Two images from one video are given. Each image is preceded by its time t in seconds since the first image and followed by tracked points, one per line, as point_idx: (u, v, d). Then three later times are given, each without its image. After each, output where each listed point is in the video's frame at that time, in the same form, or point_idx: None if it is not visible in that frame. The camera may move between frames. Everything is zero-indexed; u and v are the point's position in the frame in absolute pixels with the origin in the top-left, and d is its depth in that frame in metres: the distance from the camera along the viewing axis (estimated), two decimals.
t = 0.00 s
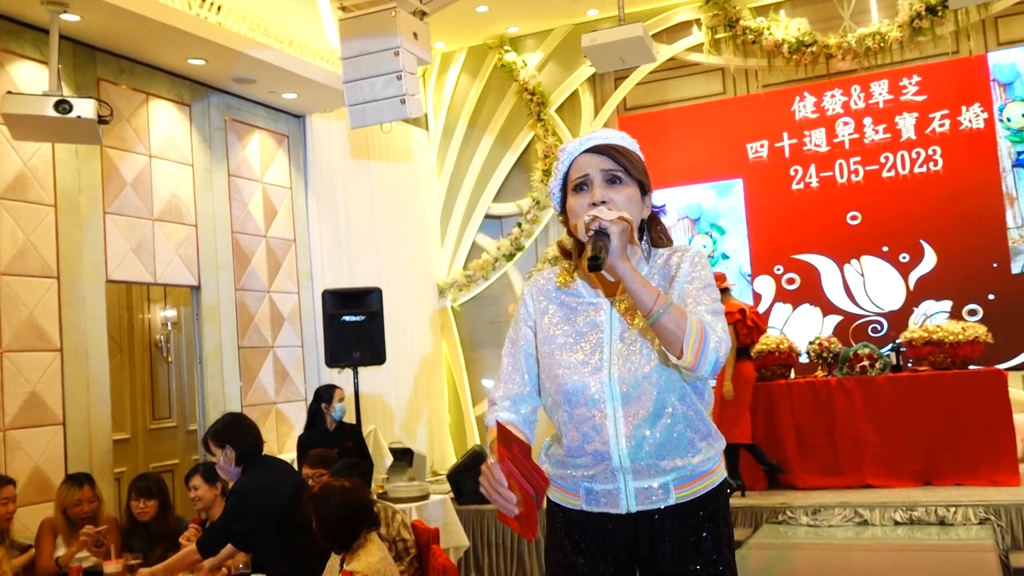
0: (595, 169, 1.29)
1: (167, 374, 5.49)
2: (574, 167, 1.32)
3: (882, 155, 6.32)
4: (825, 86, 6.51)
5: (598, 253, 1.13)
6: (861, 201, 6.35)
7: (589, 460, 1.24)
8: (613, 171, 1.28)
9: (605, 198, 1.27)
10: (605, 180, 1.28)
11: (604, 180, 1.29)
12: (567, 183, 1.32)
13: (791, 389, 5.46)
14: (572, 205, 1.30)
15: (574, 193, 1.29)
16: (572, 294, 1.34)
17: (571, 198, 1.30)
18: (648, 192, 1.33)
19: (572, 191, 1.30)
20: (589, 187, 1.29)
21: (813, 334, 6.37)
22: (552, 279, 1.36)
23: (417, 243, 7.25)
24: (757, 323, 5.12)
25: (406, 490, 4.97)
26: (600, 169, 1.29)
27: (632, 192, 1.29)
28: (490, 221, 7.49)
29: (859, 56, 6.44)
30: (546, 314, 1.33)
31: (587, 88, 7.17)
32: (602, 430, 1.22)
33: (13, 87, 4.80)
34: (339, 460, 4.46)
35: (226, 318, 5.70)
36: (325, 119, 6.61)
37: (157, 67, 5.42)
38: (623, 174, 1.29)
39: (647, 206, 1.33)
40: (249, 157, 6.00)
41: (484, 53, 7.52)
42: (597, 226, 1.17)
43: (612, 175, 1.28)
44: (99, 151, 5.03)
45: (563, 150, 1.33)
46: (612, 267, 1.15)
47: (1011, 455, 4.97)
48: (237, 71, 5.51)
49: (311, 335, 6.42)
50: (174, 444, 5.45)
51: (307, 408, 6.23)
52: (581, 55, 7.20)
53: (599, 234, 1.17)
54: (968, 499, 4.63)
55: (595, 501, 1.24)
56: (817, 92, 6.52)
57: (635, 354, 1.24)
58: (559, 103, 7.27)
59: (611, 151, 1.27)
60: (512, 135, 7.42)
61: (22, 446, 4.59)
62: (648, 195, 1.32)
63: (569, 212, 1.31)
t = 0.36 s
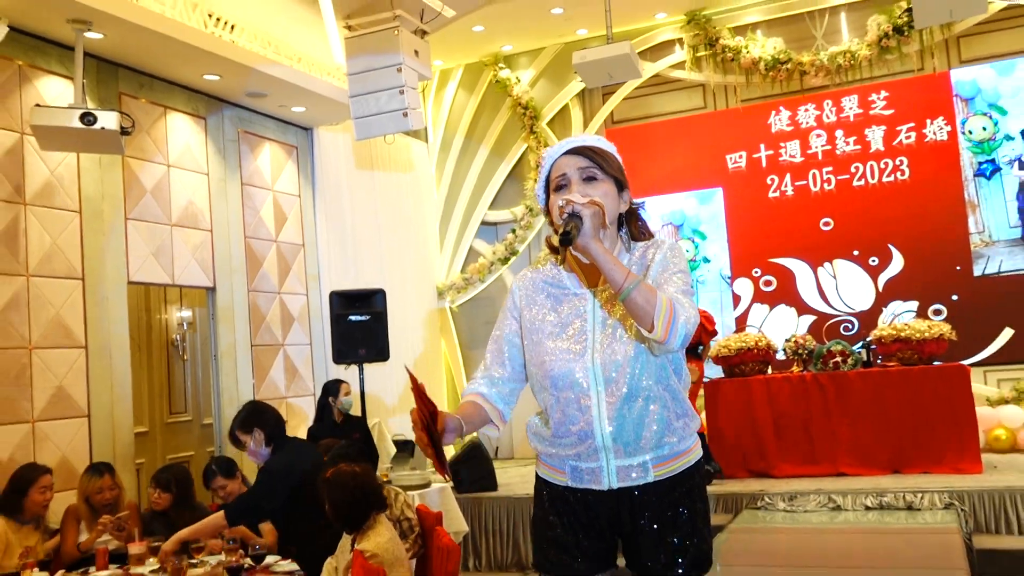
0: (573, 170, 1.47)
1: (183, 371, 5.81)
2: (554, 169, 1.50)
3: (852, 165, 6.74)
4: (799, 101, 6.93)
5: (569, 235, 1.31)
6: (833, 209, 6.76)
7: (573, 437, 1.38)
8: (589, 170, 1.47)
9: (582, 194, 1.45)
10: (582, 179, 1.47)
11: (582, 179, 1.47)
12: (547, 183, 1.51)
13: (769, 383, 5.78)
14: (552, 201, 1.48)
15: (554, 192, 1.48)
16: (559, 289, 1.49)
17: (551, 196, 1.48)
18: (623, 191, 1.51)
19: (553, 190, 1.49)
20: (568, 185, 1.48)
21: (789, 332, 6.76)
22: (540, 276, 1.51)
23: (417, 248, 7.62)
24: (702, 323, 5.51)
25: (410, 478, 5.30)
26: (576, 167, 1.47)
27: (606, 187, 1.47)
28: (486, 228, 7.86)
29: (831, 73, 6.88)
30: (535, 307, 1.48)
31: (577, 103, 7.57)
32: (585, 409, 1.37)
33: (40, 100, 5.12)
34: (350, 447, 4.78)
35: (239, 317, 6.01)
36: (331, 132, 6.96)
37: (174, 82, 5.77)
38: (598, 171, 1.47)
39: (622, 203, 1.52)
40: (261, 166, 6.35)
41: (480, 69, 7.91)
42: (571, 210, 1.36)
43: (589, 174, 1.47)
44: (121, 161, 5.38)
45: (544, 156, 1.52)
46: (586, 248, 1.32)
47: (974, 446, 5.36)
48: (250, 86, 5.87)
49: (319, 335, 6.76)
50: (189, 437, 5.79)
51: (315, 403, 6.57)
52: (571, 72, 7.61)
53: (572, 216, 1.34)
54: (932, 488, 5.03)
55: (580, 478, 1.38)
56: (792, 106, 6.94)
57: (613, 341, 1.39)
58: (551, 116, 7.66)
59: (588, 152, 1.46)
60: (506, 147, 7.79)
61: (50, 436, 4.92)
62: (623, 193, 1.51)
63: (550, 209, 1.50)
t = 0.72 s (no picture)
0: (546, 174, 1.59)
1: (201, 361, 6.26)
2: (528, 173, 1.63)
3: (829, 179, 7.20)
4: (781, 118, 7.39)
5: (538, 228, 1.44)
6: (811, 219, 7.23)
7: (543, 413, 1.52)
8: (560, 175, 1.59)
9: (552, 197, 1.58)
10: (554, 182, 1.59)
11: (554, 182, 1.59)
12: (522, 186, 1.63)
13: (748, 379, 6.22)
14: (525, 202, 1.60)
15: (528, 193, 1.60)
16: (532, 281, 1.63)
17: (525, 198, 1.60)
18: (590, 195, 1.64)
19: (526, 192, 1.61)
20: (541, 188, 1.60)
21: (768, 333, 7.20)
22: (514, 270, 1.66)
23: (421, 249, 8.03)
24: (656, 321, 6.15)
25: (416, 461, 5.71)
26: (549, 172, 1.60)
27: (572, 192, 1.60)
28: (486, 230, 8.34)
29: (811, 92, 7.35)
30: (507, 299, 1.62)
31: (574, 115, 8.02)
32: (553, 388, 1.52)
33: (77, 104, 5.49)
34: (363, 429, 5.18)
35: (256, 309, 6.36)
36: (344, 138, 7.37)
37: (200, 89, 6.17)
38: (568, 176, 1.60)
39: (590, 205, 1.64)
40: (279, 169, 6.76)
41: (483, 82, 8.36)
42: (541, 209, 1.47)
43: (561, 179, 1.59)
44: (150, 162, 5.77)
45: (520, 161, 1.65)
46: (555, 241, 1.45)
47: (939, 441, 5.75)
48: (270, 94, 6.27)
49: (331, 328, 7.16)
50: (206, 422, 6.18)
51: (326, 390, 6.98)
52: (569, 86, 8.08)
53: (543, 212, 1.46)
54: (899, 477, 5.46)
55: (550, 451, 1.52)
56: (774, 122, 7.40)
57: (578, 327, 1.53)
58: (549, 127, 8.12)
59: (559, 158, 1.59)
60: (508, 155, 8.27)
61: (82, 417, 5.29)
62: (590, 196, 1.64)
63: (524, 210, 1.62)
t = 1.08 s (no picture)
0: (534, 180, 1.68)
1: (233, 356, 6.67)
2: (518, 177, 1.71)
3: (821, 182, 7.63)
4: (774, 125, 7.82)
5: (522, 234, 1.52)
6: (803, 219, 7.65)
7: (535, 404, 1.61)
8: (548, 179, 1.68)
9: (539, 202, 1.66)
10: (541, 188, 1.67)
11: (541, 187, 1.68)
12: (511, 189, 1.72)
13: (745, 370, 6.62)
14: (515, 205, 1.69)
15: (517, 197, 1.68)
16: (521, 281, 1.71)
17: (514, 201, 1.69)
18: (574, 198, 1.72)
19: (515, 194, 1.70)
20: (529, 193, 1.68)
21: (763, 327, 7.61)
22: (504, 273, 1.74)
23: (436, 249, 8.47)
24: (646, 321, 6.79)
25: (435, 448, 6.11)
26: (537, 178, 1.68)
27: (556, 196, 1.67)
28: (498, 233, 8.81)
29: (803, 100, 7.76)
30: (496, 300, 1.71)
31: (580, 124, 8.43)
32: (544, 379, 1.60)
33: (118, 117, 5.91)
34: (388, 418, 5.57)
35: (285, 309, 6.82)
36: (364, 147, 7.79)
37: (232, 102, 6.60)
38: (555, 181, 1.68)
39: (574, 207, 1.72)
40: (304, 177, 7.18)
41: (494, 93, 8.82)
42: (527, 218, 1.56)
43: (547, 183, 1.68)
44: (186, 171, 6.20)
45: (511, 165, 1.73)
46: (538, 243, 1.54)
47: (925, 427, 6.09)
48: (296, 106, 6.70)
49: (352, 325, 7.61)
50: (237, 413, 6.61)
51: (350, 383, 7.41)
52: (574, 96, 8.51)
53: (526, 220, 1.56)
54: (888, 461, 5.82)
55: (545, 436, 1.60)
56: (768, 129, 7.84)
57: (564, 320, 1.61)
58: (556, 135, 8.51)
59: (546, 164, 1.67)
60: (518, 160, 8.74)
61: (125, 408, 5.71)
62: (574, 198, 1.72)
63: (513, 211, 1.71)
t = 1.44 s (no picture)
0: (570, 167, 1.74)
1: (271, 336, 7.05)
2: (550, 164, 1.77)
3: (825, 168, 8.00)
4: (780, 114, 8.20)
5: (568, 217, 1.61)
6: (809, 204, 8.02)
7: (565, 375, 1.69)
8: (582, 169, 1.75)
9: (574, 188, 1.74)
10: (577, 175, 1.74)
11: (576, 174, 1.74)
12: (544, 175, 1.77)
13: (753, 347, 6.98)
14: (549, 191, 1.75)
15: (552, 183, 1.75)
16: (549, 260, 1.79)
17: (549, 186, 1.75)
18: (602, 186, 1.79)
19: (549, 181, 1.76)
20: (564, 180, 1.75)
21: (769, 306, 8.00)
22: (536, 252, 1.81)
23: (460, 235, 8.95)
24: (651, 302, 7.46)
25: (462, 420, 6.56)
26: (570, 166, 1.74)
27: (588, 185, 1.74)
28: (518, 220, 9.26)
29: (808, 91, 8.13)
30: (527, 279, 1.78)
31: (594, 115, 8.87)
32: (575, 352, 1.68)
33: (165, 112, 6.36)
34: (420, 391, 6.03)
35: (321, 291, 7.40)
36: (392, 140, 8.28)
37: (270, 98, 7.06)
38: (588, 170, 1.76)
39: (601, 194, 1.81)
40: (337, 167, 7.63)
41: (514, 86, 9.21)
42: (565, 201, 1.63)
43: (580, 172, 1.75)
44: (228, 163, 6.65)
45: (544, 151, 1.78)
46: (578, 227, 1.61)
47: (924, 400, 6.49)
48: (328, 101, 7.14)
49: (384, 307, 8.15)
50: (277, 389, 7.04)
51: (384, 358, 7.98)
52: (590, 89, 8.93)
53: (569, 203, 1.63)
54: (888, 430, 6.18)
55: (574, 406, 1.67)
56: (774, 119, 8.21)
57: (594, 297, 1.69)
58: (573, 126, 8.97)
59: (582, 153, 1.73)
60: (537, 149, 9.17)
61: (175, 384, 6.17)
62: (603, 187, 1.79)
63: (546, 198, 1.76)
